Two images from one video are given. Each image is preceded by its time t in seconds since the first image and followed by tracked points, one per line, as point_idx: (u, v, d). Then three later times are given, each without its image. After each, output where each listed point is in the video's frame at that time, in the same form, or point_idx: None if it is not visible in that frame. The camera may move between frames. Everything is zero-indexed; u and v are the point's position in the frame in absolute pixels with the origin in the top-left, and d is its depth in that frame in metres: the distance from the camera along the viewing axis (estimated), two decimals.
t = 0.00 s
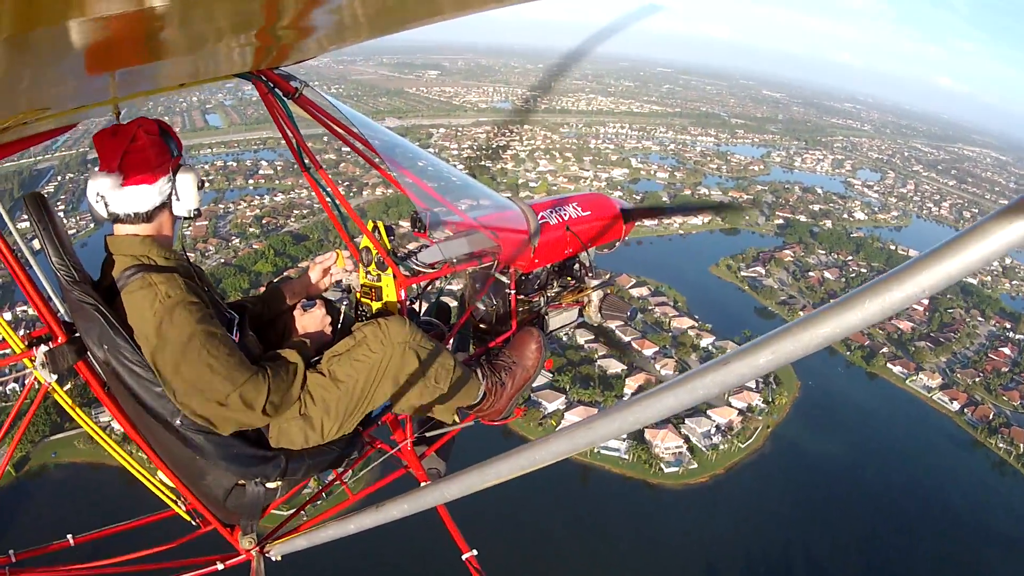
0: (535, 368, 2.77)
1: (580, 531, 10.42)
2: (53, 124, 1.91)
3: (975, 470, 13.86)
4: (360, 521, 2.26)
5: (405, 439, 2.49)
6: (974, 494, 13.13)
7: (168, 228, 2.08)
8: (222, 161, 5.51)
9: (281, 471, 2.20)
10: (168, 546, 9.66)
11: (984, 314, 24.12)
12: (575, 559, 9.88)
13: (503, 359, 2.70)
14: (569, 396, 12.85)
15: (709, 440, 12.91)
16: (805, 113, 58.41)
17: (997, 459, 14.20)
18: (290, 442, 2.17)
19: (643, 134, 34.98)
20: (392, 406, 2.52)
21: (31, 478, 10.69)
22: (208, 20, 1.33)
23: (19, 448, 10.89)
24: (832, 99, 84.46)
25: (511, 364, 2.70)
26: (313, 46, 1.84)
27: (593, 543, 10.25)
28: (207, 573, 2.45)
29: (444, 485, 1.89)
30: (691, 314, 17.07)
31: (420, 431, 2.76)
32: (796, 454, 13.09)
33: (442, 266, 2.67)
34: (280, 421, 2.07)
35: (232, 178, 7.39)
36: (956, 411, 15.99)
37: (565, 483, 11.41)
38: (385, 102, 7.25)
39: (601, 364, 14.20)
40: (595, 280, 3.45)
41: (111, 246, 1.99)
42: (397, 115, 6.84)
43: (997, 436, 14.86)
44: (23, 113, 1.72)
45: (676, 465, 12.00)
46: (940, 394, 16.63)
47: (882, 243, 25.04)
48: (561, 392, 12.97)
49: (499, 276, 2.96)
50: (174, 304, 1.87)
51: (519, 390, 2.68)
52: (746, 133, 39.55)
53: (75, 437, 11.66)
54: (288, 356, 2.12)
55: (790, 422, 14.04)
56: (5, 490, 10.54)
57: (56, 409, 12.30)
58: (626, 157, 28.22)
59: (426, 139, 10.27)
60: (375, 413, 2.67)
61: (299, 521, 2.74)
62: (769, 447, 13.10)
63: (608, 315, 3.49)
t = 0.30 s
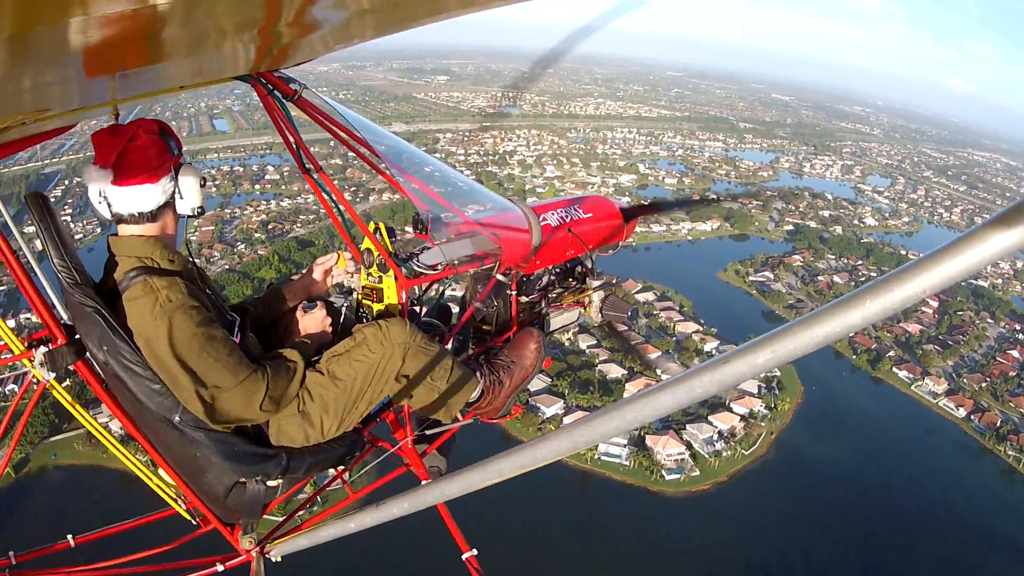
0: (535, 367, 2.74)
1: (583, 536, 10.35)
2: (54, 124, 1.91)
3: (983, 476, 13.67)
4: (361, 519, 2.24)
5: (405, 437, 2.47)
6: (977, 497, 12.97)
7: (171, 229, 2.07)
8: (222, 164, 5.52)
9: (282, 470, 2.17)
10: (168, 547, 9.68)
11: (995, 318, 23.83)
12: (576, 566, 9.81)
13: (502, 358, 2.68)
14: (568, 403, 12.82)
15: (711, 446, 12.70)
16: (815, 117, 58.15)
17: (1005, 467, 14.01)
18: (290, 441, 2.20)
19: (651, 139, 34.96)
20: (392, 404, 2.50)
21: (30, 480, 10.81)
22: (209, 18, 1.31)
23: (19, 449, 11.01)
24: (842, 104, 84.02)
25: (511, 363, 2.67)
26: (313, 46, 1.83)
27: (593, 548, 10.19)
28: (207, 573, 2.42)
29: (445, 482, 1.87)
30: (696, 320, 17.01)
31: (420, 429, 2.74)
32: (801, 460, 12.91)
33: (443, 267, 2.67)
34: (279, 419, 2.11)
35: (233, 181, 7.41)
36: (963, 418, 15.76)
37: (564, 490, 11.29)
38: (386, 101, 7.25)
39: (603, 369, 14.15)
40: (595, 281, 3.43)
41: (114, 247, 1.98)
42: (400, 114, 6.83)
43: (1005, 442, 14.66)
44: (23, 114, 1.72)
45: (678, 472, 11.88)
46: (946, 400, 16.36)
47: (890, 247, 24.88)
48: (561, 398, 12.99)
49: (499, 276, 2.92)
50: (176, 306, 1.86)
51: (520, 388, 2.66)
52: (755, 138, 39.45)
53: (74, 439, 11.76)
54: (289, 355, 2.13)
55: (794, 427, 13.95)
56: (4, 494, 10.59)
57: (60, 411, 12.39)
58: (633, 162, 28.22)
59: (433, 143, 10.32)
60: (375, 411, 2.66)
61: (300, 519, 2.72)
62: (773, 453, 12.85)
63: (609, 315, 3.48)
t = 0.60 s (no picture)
0: (536, 368, 2.72)
1: (585, 540, 10.30)
2: (51, 123, 1.91)
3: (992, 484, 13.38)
4: (360, 521, 2.22)
5: (405, 439, 2.47)
6: (986, 504, 12.73)
7: (167, 229, 2.07)
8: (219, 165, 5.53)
9: (282, 472, 2.16)
10: (169, 546, 9.76)
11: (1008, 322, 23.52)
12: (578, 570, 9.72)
13: (502, 358, 2.65)
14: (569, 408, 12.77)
15: (715, 452, 12.39)
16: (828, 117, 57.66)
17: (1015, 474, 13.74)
18: (292, 442, 2.17)
19: (662, 139, 34.78)
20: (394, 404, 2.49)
21: (31, 485, 10.89)
22: (212, 19, 1.30)
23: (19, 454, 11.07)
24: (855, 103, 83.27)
25: (511, 363, 2.65)
26: (311, 48, 1.82)
27: (593, 554, 10.08)
28: (207, 575, 2.41)
29: (445, 484, 1.84)
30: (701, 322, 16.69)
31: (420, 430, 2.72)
32: (807, 466, 12.71)
33: (441, 267, 2.68)
34: (282, 418, 2.08)
35: (234, 182, 7.41)
36: (973, 423, 15.47)
37: (565, 495, 11.18)
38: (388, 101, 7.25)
39: (606, 373, 14.08)
40: (594, 279, 3.35)
41: (113, 246, 1.99)
42: (403, 114, 6.84)
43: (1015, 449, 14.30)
44: (22, 113, 1.72)
45: (678, 480, 11.60)
46: (956, 405, 16.13)
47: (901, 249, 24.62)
48: (562, 402, 12.93)
49: (498, 277, 2.87)
50: (175, 305, 1.86)
51: (520, 389, 2.64)
52: (767, 138, 39.17)
53: (74, 442, 11.80)
54: (290, 355, 2.12)
55: (799, 432, 13.81)
56: (4, 497, 10.69)
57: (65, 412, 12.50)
58: (643, 162, 28.11)
59: (442, 142, 10.34)
60: (376, 412, 2.64)
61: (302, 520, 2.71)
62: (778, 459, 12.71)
63: (608, 314, 3.31)
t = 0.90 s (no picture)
0: (536, 368, 2.70)
1: (585, 544, 10.18)
2: (50, 124, 1.91)
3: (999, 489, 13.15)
4: (359, 520, 2.21)
5: (405, 437, 2.44)
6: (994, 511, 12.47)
7: (167, 231, 2.07)
8: (217, 165, 5.52)
9: (282, 470, 2.15)
10: (167, 545, 9.77)
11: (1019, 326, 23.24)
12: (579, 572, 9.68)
13: (503, 358, 2.64)
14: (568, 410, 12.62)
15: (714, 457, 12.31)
16: (839, 119, 57.33)
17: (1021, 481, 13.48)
18: (291, 441, 2.15)
19: (671, 141, 34.64)
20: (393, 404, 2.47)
21: (27, 483, 10.86)
22: (212, 19, 1.31)
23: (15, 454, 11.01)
24: (866, 106, 82.79)
25: (513, 362, 2.64)
26: (310, 46, 1.82)
27: (592, 558, 9.97)
28: (206, 572, 2.41)
29: (445, 482, 1.83)
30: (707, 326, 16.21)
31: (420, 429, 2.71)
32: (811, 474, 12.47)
33: (440, 267, 2.65)
34: (281, 418, 2.07)
35: (232, 185, 7.36)
36: (979, 427, 15.22)
37: (563, 500, 11.09)
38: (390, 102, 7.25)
39: (608, 377, 14.03)
40: (595, 279, 3.36)
41: (113, 248, 1.99)
42: (406, 116, 6.83)
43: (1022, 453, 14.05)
44: (24, 114, 1.73)
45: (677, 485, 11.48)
46: (963, 409, 15.90)
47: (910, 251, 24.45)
48: (562, 405, 12.84)
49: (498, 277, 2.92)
50: (176, 305, 1.86)
51: (520, 388, 2.62)
52: (778, 140, 39.03)
53: (71, 443, 11.73)
54: (291, 354, 2.12)
55: (804, 438, 13.64)
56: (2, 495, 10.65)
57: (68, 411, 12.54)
58: (650, 164, 28.10)
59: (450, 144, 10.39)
60: (377, 410, 2.62)
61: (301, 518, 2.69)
62: (780, 462, 12.60)
63: (609, 312, 3.36)
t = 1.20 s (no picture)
0: (535, 367, 2.74)
1: (583, 551, 10.14)
2: (49, 127, 1.91)
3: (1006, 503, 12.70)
4: (360, 520, 2.19)
5: (405, 437, 2.45)
6: (1000, 521, 12.21)
7: (167, 229, 2.07)
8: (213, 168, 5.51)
9: (281, 471, 2.14)
10: (165, 546, 9.73)
11: None
12: None
13: (502, 359, 2.66)
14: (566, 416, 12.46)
15: (715, 467, 11.99)
16: (850, 118, 56.79)
17: None
18: (290, 441, 2.15)
19: (680, 141, 34.46)
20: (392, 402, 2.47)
21: (25, 482, 10.79)
22: (213, 18, 1.30)
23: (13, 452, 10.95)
24: (879, 107, 81.91)
25: (511, 363, 2.66)
26: (312, 48, 1.80)
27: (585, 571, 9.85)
28: (207, 572, 2.40)
29: (443, 483, 1.81)
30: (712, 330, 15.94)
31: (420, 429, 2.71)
32: (812, 483, 12.21)
33: (442, 266, 2.63)
34: (280, 417, 2.08)
35: (241, 183, 7.56)
36: (985, 437, 14.72)
37: (558, 508, 10.97)
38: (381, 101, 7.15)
39: (607, 382, 13.80)
40: (596, 279, 3.37)
41: (112, 245, 1.98)
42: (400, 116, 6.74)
43: None
44: (22, 116, 1.72)
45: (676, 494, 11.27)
46: (968, 417, 15.46)
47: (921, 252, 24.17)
48: (559, 412, 12.66)
49: (499, 276, 2.85)
50: (176, 303, 1.86)
51: (519, 389, 2.63)
52: (788, 140, 38.71)
53: (69, 442, 11.65)
54: (290, 353, 2.14)
55: (805, 446, 13.35)
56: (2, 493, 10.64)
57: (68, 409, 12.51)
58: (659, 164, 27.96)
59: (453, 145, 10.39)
60: (375, 410, 2.62)
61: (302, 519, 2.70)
62: (781, 473, 12.22)
63: (609, 313, 3.33)
